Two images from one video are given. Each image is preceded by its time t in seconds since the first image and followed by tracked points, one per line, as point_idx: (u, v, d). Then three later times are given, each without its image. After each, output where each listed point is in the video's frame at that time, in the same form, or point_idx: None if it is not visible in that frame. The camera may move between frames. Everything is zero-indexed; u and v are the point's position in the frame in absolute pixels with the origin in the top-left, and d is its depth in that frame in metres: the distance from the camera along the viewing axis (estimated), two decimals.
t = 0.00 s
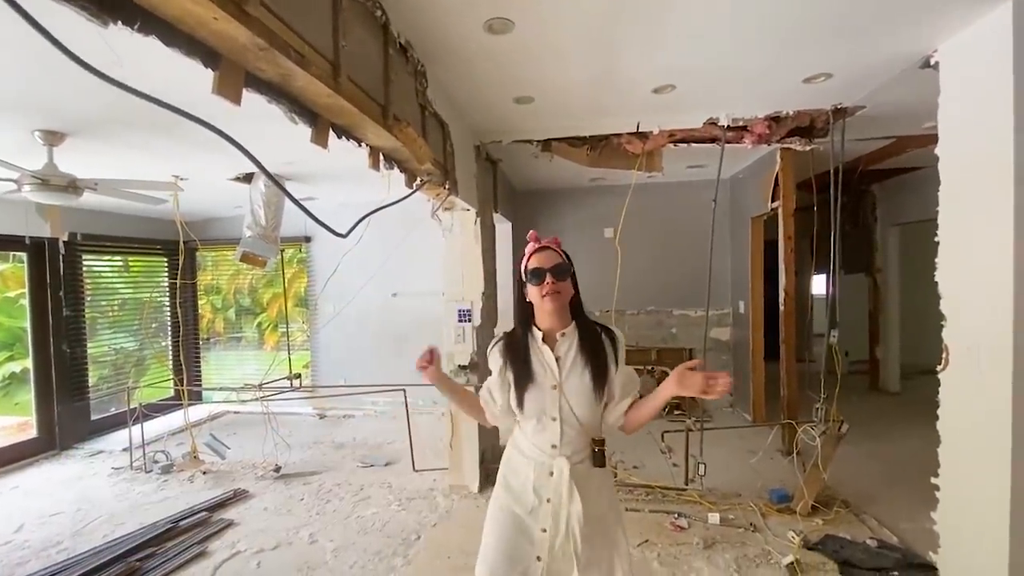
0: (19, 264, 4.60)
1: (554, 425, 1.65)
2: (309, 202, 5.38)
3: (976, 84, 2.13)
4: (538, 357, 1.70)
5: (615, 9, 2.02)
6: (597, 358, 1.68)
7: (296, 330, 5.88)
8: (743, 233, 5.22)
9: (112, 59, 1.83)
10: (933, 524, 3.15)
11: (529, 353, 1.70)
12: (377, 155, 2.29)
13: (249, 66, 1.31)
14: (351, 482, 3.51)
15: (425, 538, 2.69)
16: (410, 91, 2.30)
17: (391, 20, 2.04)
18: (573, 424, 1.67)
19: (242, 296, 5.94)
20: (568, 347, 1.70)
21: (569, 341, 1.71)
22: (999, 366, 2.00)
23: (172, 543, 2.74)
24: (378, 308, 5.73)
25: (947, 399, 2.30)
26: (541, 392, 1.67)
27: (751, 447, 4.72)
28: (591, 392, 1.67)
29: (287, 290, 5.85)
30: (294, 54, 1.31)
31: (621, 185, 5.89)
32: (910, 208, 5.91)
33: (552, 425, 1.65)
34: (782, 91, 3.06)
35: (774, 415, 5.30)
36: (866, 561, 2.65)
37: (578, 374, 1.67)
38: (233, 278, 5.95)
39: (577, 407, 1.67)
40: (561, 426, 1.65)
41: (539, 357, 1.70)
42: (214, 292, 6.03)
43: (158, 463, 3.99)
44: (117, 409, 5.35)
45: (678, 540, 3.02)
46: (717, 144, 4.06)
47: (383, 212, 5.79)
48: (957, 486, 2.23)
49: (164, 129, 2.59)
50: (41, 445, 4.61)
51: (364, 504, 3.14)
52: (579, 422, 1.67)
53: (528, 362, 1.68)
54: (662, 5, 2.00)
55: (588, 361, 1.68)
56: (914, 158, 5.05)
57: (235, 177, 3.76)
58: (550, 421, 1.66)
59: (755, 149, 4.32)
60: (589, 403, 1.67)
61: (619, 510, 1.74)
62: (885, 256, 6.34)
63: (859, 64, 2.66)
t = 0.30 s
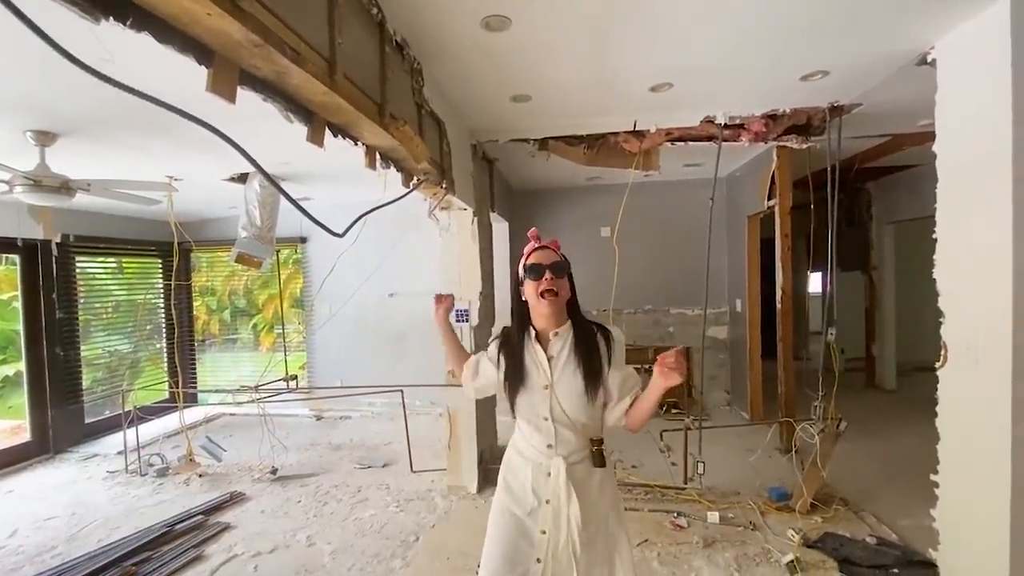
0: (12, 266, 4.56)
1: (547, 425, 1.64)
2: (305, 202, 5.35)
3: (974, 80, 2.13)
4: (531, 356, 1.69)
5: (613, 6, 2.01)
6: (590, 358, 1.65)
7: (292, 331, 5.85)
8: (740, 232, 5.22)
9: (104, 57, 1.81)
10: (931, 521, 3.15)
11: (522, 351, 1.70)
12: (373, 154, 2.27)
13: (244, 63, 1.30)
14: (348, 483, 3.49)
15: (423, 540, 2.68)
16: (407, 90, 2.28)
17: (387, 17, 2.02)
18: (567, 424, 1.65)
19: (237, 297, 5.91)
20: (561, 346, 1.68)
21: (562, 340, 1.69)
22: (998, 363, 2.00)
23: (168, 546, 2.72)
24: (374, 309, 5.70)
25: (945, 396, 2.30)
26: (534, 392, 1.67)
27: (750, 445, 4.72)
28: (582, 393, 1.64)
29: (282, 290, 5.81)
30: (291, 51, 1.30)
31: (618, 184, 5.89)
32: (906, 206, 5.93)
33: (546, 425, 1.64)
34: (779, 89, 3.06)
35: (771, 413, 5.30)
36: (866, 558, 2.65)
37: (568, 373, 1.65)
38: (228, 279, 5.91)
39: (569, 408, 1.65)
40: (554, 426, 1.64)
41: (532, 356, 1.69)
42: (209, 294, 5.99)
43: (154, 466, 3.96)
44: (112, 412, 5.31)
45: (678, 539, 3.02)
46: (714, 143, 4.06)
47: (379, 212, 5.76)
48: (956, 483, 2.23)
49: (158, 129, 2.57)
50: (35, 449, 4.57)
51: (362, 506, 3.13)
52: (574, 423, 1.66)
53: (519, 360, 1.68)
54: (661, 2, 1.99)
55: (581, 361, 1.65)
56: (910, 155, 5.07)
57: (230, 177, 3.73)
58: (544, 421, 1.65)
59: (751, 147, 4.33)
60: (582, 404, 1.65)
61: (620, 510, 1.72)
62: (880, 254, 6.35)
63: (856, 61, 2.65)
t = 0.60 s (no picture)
0: (5, 269, 4.52)
1: (542, 426, 1.64)
2: (301, 202, 5.33)
3: (971, 78, 2.12)
4: (525, 359, 1.69)
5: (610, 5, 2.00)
6: (582, 359, 1.63)
7: (288, 332, 5.83)
8: (737, 231, 5.22)
9: (95, 55, 1.79)
10: (930, 519, 3.16)
11: (516, 355, 1.70)
12: (370, 154, 2.25)
13: (239, 62, 1.29)
14: (346, 486, 3.47)
15: (422, 542, 2.67)
16: (403, 90, 2.27)
17: (384, 17, 2.01)
18: (563, 425, 1.64)
19: (233, 299, 5.88)
20: (554, 348, 1.67)
21: (555, 342, 1.68)
22: (997, 361, 2.00)
23: (164, 551, 2.69)
24: (372, 310, 5.69)
25: (944, 394, 2.30)
26: (527, 394, 1.67)
27: (748, 444, 4.72)
28: (575, 394, 1.62)
29: (279, 292, 5.79)
30: (286, 50, 1.29)
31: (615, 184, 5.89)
32: (902, 204, 5.94)
33: (541, 427, 1.64)
34: (776, 88, 3.06)
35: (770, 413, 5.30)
36: (865, 557, 2.66)
37: (560, 375, 1.64)
38: (224, 281, 5.89)
39: (562, 410, 1.64)
40: (549, 427, 1.63)
41: (526, 359, 1.69)
42: (205, 295, 5.96)
43: (149, 469, 3.93)
44: (107, 415, 5.27)
45: (677, 539, 3.01)
46: (711, 142, 4.05)
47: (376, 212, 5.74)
48: (956, 481, 2.23)
49: (152, 129, 2.55)
50: (29, 453, 4.53)
51: (360, 508, 3.11)
52: (569, 424, 1.64)
53: (513, 364, 1.69)
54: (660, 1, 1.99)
55: (572, 362, 1.64)
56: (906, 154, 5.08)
57: (225, 178, 3.71)
58: (538, 422, 1.64)
59: (748, 146, 4.33)
60: (575, 405, 1.63)
61: (620, 511, 1.71)
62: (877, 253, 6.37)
63: (853, 60, 2.65)
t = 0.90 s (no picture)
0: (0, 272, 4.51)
1: (536, 430, 1.62)
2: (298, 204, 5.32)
3: (969, 77, 2.12)
4: (517, 363, 1.68)
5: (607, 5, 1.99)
6: (573, 361, 1.62)
7: (286, 335, 5.81)
8: (735, 231, 5.22)
9: (88, 56, 1.77)
10: (930, 518, 3.16)
11: (508, 359, 1.68)
12: (367, 155, 2.24)
13: (234, 63, 1.28)
14: (344, 488, 3.46)
15: (421, 545, 2.66)
16: (400, 91, 2.27)
17: (381, 18, 2.01)
18: (558, 428, 1.63)
19: (231, 301, 5.86)
20: (546, 352, 1.66)
21: (547, 346, 1.66)
22: (995, 360, 2.00)
23: (161, 555, 2.68)
24: (370, 311, 5.67)
25: (943, 394, 2.29)
26: (521, 399, 1.65)
27: (747, 445, 4.72)
28: (568, 397, 1.61)
29: (276, 294, 5.78)
30: (281, 50, 1.28)
31: (613, 185, 5.89)
32: (899, 203, 5.94)
33: (536, 430, 1.62)
34: (773, 88, 3.07)
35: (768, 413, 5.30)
36: (865, 557, 2.65)
37: (552, 379, 1.63)
38: (222, 283, 5.87)
39: (556, 413, 1.62)
40: (545, 431, 1.62)
41: (519, 363, 1.67)
42: (202, 298, 5.94)
43: (146, 473, 3.92)
44: (104, 419, 5.25)
45: (677, 540, 3.00)
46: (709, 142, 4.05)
47: (374, 213, 5.74)
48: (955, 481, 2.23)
49: (147, 131, 2.54)
50: (25, 458, 4.51)
51: (358, 511, 3.10)
52: (564, 426, 1.63)
53: (506, 368, 1.68)
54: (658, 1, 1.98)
55: (565, 366, 1.62)
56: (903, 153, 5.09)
57: (222, 180, 3.70)
58: (533, 426, 1.63)
59: (746, 147, 4.33)
60: (570, 407, 1.62)
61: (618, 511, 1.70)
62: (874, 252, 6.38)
63: (850, 60, 2.65)
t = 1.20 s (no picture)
0: None
1: (541, 431, 1.61)
2: (297, 206, 5.31)
3: (970, 77, 2.11)
4: (518, 364, 1.67)
5: (605, 6, 1.99)
6: (571, 357, 1.63)
7: (286, 337, 5.81)
8: (735, 231, 5.22)
9: (84, 58, 1.77)
10: (931, 520, 3.15)
11: (508, 359, 1.67)
12: (365, 156, 2.23)
13: (229, 65, 1.27)
14: (343, 491, 3.45)
15: (421, 548, 2.65)
16: (398, 92, 2.26)
17: (378, 19, 2.00)
18: (562, 427, 1.62)
19: (230, 304, 5.85)
20: (547, 352, 1.66)
21: (548, 346, 1.67)
22: (996, 361, 2.00)
23: (159, 559, 2.67)
24: (369, 313, 5.66)
25: (945, 395, 2.28)
26: (525, 401, 1.63)
27: (748, 446, 4.71)
28: (571, 394, 1.62)
29: (275, 296, 5.78)
30: (277, 52, 1.27)
31: (612, 186, 5.88)
32: (899, 203, 5.94)
33: (541, 431, 1.61)
34: (772, 89, 3.06)
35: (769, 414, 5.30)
36: (866, 560, 2.64)
37: (555, 378, 1.63)
38: (221, 286, 5.86)
39: (561, 412, 1.63)
40: (549, 431, 1.61)
41: (519, 363, 1.67)
42: (201, 300, 5.93)
43: (145, 476, 3.91)
44: (102, 422, 5.24)
45: (678, 543, 3.00)
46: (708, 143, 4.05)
47: (373, 215, 5.73)
48: (957, 482, 2.22)
49: (145, 134, 2.54)
50: (23, 461, 4.50)
51: (358, 514, 3.09)
52: (567, 425, 1.63)
53: (509, 370, 1.66)
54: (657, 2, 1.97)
55: (567, 364, 1.63)
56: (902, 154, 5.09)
57: (220, 183, 3.70)
58: (537, 427, 1.62)
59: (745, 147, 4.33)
60: (572, 405, 1.63)
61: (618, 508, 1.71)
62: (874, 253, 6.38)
63: (850, 60, 2.65)
